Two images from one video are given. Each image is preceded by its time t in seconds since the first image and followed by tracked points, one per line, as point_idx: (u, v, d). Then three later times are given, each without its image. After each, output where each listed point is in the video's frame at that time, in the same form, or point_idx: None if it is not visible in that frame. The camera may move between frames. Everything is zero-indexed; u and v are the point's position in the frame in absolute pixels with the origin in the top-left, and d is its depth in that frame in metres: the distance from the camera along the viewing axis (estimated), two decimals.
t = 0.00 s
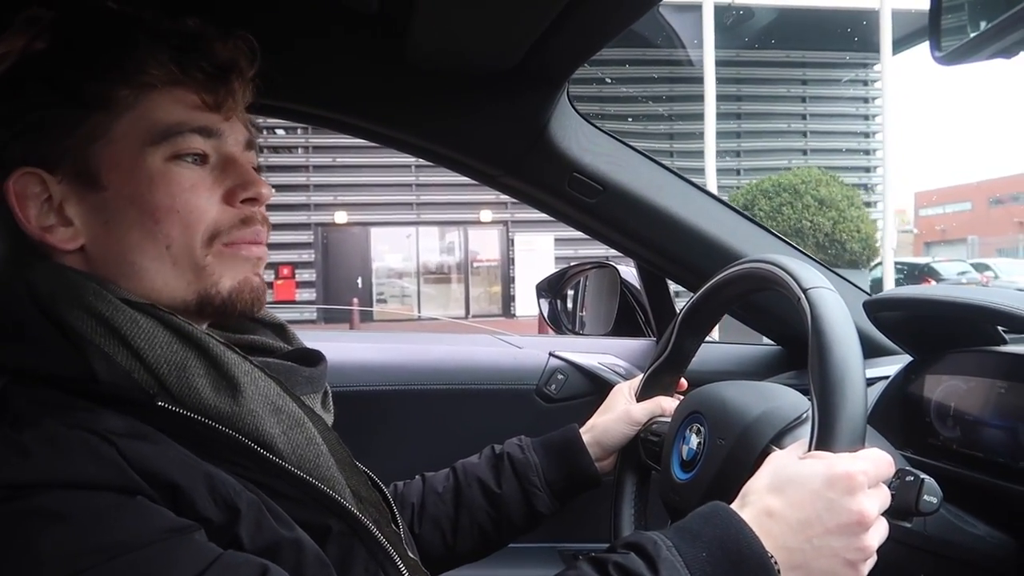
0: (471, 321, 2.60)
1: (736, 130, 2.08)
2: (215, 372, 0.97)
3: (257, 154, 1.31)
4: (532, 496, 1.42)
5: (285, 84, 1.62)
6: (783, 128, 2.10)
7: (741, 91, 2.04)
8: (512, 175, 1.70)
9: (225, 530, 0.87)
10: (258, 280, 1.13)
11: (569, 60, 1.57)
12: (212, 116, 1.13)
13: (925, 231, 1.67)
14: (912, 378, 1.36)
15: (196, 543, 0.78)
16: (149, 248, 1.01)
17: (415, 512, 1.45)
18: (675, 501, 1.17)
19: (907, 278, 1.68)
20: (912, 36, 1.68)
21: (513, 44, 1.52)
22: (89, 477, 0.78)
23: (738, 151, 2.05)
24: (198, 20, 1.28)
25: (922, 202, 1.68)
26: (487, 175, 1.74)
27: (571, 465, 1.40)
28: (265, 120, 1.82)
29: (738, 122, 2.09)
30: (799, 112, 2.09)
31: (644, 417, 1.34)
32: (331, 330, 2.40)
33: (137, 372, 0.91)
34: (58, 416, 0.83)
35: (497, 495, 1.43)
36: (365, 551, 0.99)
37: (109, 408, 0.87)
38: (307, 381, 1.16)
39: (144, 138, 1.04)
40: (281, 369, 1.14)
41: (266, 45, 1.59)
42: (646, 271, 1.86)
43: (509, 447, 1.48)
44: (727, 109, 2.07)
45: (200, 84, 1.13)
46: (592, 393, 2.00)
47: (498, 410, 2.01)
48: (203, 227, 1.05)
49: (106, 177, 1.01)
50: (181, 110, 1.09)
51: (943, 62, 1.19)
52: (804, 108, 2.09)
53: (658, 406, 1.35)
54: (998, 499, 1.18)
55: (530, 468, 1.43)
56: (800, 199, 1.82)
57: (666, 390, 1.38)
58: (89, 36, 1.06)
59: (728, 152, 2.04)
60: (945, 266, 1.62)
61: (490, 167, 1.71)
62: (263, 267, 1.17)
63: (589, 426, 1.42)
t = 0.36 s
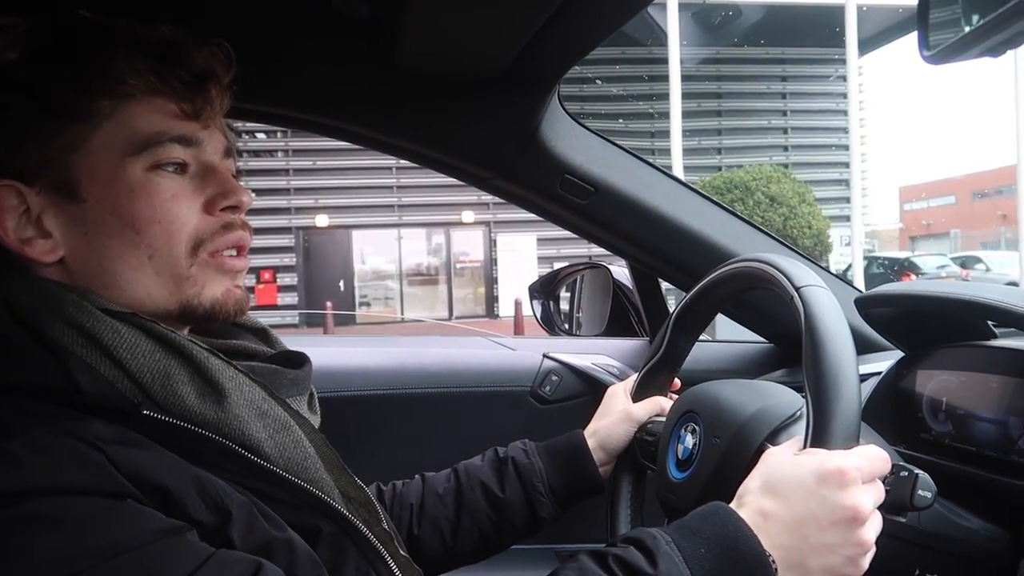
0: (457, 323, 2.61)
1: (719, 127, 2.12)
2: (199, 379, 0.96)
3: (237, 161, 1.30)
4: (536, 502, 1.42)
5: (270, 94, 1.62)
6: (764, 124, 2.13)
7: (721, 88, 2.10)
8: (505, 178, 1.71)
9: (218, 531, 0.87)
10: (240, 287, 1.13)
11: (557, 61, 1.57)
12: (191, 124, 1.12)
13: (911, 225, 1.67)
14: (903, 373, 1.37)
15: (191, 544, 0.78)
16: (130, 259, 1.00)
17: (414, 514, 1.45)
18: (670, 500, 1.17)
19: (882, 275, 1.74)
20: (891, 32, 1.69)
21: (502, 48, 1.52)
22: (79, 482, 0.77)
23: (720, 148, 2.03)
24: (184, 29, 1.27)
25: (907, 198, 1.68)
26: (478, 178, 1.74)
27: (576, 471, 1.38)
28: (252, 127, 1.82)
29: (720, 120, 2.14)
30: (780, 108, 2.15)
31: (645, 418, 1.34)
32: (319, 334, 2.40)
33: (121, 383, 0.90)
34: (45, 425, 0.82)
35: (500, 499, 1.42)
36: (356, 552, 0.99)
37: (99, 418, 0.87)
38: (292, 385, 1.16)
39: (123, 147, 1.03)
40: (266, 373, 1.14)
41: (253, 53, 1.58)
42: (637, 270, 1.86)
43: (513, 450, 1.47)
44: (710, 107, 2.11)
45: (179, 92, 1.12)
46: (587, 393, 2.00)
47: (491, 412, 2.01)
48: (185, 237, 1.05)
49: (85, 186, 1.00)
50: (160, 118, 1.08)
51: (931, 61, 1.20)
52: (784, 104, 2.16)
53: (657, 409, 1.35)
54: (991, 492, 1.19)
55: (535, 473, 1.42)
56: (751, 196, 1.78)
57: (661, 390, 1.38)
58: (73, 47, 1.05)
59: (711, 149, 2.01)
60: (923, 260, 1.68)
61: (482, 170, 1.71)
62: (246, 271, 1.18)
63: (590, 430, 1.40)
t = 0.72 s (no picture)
0: (445, 322, 2.61)
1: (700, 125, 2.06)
2: (185, 378, 0.96)
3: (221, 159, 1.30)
4: (526, 500, 1.41)
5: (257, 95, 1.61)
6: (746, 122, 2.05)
7: (703, 87, 2.06)
8: (494, 177, 1.71)
9: (203, 532, 0.87)
10: (229, 283, 1.13)
11: (544, 61, 1.57)
12: (176, 120, 1.12)
13: (897, 223, 1.70)
14: (891, 370, 1.37)
15: (173, 543, 0.78)
16: (119, 255, 1.00)
17: (404, 513, 1.45)
18: (660, 498, 1.17)
19: (863, 274, 1.75)
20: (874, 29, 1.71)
21: (491, 47, 1.52)
22: (61, 483, 0.77)
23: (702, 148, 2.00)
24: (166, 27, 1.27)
25: (893, 195, 1.70)
26: (469, 177, 1.75)
27: (566, 471, 1.38)
28: (239, 126, 1.81)
29: (702, 118, 2.07)
30: (763, 107, 2.05)
31: (635, 415, 1.34)
32: (307, 334, 2.39)
33: (106, 381, 0.90)
34: (28, 426, 0.82)
35: (490, 498, 1.42)
36: (344, 551, 0.99)
37: (83, 418, 0.86)
38: (279, 383, 1.16)
39: (108, 144, 1.03)
40: (253, 372, 1.13)
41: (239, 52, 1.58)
42: (627, 269, 1.86)
43: (504, 450, 1.47)
44: (690, 104, 2.06)
45: (163, 89, 1.12)
46: (577, 391, 2.00)
47: (481, 411, 2.01)
48: (174, 233, 1.05)
49: (70, 185, 0.99)
50: (145, 115, 1.08)
51: (917, 58, 1.19)
52: (766, 103, 2.05)
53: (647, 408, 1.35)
54: (978, 488, 1.19)
55: (525, 472, 1.41)
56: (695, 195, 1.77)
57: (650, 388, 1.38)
58: (55, 46, 1.04)
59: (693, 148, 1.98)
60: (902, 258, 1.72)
61: (472, 169, 1.72)
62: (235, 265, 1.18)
63: (581, 429, 1.40)
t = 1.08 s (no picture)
0: (440, 321, 2.60)
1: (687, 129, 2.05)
2: (167, 375, 0.96)
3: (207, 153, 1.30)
4: (518, 510, 1.40)
5: (252, 86, 1.62)
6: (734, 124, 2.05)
7: (693, 88, 2.07)
8: (488, 176, 1.71)
9: (183, 528, 0.87)
10: (210, 288, 1.14)
11: (537, 61, 1.58)
12: (162, 121, 1.12)
13: (889, 227, 1.72)
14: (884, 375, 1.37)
15: (153, 538, 0.78)
16: (102, 259, 0.99)
17: (394, 515, 1.44)
18: (650, 499, 1.17)
19: (849, 275, 1.73)
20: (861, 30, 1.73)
21: (485, 45, 1.52)
22: (40, 477, 0.76)
23: (689, 148, 2.00)
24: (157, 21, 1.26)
25: (886, 199, 1.71)
26: (462, 176, 1.75)
27: (560, 479, 1.36)
28: (232, 120, 1.80)
29: (689, 119, 2.06)
30: (751, 109, 2.04)
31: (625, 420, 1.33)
32: (300, 331, 2.38)
33: (86, 378, 0.90)
34: (9, 421, 0.82)
35: (482, 505, 1.42)
36: (328, 548, 0.99)
37: (64, 413, 0.86)
38: (264, 379, 1.15)
39: (96, 144, 1.02)
40: (238, 368, 1.13)
41: (232, 48, 1.57)
42: (620, 270, 1.86)
43: (498, 457, 1.46)
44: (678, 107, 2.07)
45: (151, 88, 1.11)
46: (569, 392, 2.00)
47: (472, 411, 2.01)
48: (159, 237, 1.05)
49: (57, 185, 0.98)
50: (132, 115, 1.08)
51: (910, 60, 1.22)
52: (755, 104, 2.03)
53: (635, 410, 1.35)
54: (968, 493, 1.19)
55: (518, 481, 1.40)
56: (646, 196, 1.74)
57: (641, 390, 1.38)
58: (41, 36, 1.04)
59: (680, 150, 1.99)
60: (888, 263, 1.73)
61: (467, 168, 1.72)
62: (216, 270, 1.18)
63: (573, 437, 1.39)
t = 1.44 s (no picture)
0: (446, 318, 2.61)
1: (688, 129, 2.04)
2: (166, 367, 0.96)
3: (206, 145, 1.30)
4: (518, 507, 1.40)
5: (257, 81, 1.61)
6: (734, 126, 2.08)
7: (694, 88, 2.06)
8: (494, 173, 1.71)
9: (180, 518, 0.88)
10: (204, 282, 1.15)
11: (545, 58, 1.58)
12: (159, 115, 1.11)
13: (895, 231, 1.81)
14: (889, 379, 1.36)
15: (152, 528, 0.79)
16: (95, 255, 1.00)
17: (395, 509, 1.45)
18: (652, 499, 1.17)
19: (847, 279, 1.69)
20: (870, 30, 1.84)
21: (493, 42, 1.52)
22: (38, 466, 0.77)
23: (691, 150, 1.98)
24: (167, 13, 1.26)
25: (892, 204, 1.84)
26: (468, 173, 1.75)
27: (561, 477, 1.37)
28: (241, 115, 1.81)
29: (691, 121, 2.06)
30: (752, 111, 2.09)
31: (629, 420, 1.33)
32: (306, 326, 2.39)
33: (83, 371, 0.90)
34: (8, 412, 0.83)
35: (483, 504, 1.42)
36: (325, 543, 1.00)
37: (62, 404, 0.87)
38: (262, 371, 1.16)
39: (89, 139, 1.02)
40: (235, 359, 1.14)
41: (242, 43, 1.57)
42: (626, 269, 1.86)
43: (500, 455, 1.46)
44: (679, 108, 2.05)
45: (145, 81, 1.10)
46: (573, 392, 2.00)
47: (476, 409, 2.01)
48: (151, 236, 1.05)
49: (47, 181, 0.98)
50: (128, 111, 1.07)
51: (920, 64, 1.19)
52: (756, 107, 2.09)
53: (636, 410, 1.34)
54: (972, 500, 1.19)
55: (520, 480, 1.40)
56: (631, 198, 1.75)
57: (642, 391, 1.38)
58: (47, 26, 1.04)
59: (681, 151, 1.96)
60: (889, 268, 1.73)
61: (471, 164, 1.71)
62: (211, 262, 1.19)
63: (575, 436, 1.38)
